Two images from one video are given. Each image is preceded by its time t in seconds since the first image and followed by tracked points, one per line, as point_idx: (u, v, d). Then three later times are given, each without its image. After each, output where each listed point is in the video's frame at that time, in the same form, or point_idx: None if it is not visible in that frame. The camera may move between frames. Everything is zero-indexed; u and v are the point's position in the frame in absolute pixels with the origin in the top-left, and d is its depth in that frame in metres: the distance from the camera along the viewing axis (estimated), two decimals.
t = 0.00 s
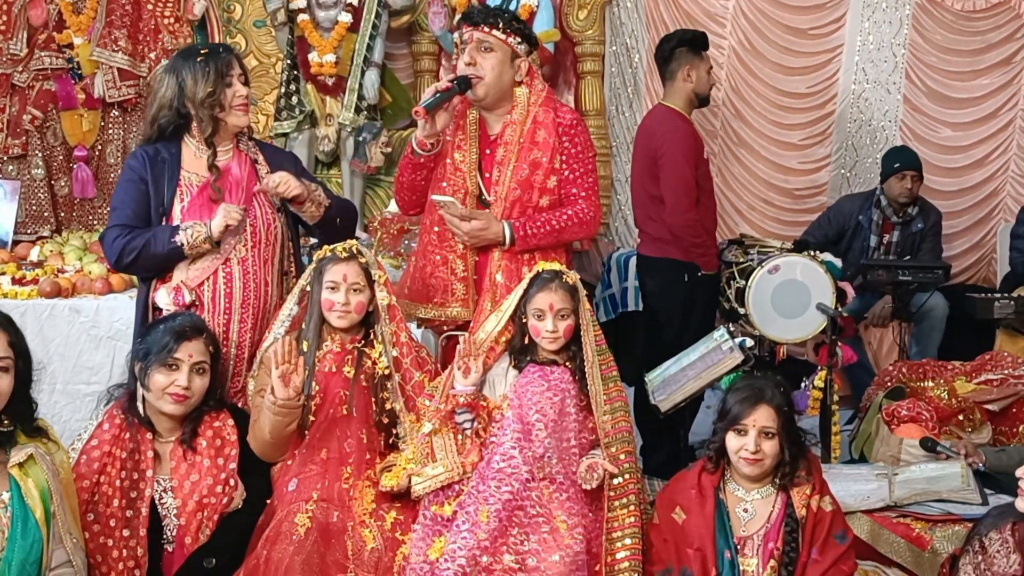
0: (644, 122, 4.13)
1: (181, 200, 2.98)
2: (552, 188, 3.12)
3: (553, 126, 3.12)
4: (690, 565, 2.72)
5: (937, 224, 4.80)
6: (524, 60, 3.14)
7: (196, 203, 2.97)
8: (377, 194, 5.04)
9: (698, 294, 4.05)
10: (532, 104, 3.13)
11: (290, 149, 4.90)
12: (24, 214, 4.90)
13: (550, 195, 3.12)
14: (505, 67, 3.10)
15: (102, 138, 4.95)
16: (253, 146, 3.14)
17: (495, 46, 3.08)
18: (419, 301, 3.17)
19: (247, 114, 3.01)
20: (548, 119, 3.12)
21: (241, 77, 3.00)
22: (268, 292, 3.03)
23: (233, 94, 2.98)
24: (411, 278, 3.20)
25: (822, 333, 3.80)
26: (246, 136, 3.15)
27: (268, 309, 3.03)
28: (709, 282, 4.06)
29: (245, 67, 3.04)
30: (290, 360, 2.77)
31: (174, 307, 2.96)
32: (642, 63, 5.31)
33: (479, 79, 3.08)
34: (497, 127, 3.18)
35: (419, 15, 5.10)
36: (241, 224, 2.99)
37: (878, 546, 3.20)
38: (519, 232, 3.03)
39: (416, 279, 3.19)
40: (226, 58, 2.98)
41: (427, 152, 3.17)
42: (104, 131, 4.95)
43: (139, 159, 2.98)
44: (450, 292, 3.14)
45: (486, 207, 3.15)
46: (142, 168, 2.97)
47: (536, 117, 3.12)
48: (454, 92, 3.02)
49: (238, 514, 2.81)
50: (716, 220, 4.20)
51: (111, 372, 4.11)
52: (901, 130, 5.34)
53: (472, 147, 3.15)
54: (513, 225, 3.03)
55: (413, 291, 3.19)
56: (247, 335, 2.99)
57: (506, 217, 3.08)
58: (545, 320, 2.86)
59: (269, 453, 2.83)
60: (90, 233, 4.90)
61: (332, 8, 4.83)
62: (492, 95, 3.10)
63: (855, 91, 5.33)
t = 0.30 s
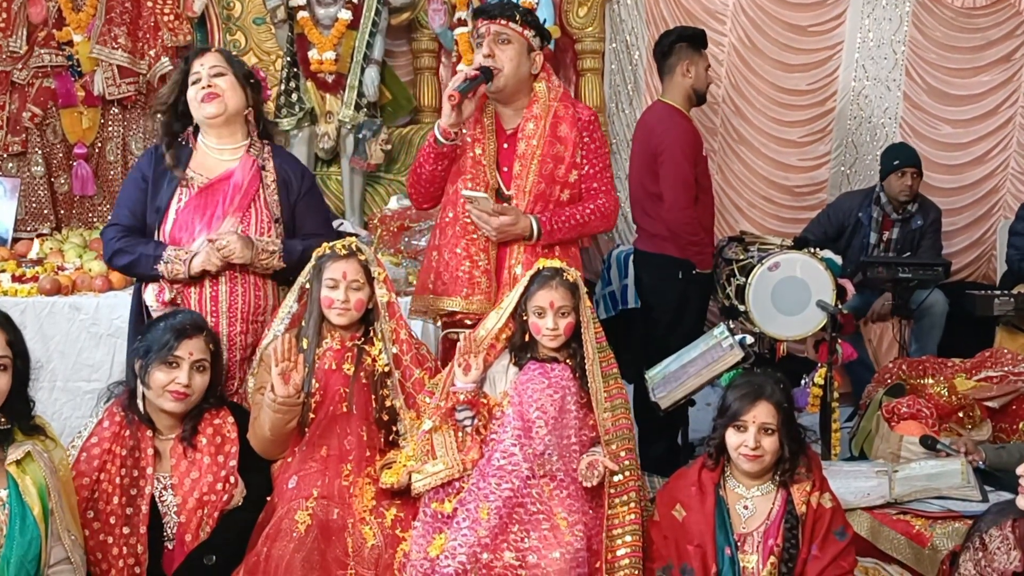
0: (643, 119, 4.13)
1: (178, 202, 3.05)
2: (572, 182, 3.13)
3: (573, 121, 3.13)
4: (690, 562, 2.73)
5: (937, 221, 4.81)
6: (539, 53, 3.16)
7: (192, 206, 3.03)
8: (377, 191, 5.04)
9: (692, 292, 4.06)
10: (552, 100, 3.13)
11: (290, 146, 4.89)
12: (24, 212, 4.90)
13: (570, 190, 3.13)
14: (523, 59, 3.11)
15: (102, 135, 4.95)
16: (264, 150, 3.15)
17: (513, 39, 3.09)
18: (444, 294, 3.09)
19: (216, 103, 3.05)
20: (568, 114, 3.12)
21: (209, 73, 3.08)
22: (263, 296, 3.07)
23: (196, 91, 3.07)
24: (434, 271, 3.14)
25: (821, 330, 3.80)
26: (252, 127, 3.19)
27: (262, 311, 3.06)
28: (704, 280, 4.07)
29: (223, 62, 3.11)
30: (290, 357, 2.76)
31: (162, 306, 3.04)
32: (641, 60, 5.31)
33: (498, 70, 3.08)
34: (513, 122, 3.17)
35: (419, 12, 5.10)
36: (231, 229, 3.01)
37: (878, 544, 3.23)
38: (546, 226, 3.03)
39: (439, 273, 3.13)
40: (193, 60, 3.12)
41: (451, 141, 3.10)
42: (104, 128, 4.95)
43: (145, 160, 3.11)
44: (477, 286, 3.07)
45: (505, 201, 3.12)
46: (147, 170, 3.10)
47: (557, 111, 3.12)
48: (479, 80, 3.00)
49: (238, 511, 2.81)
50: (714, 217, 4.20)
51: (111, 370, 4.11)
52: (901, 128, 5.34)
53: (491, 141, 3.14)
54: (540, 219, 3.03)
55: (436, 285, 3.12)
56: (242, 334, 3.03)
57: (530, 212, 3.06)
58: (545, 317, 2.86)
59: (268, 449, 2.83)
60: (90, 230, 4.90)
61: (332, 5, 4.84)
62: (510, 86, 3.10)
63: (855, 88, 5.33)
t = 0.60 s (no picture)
0: (642, 116, 4.13)
1: (174, 197, 3.11)
2: (583, 179, 3.14)
3: (583, 118, 3.13)
4: (690, 559, 2.73)
5: (936, 219, 4.82)
6: (546, 51, 3.14)
7: (184, 202, 3.08)
8: (376, 188, 5.03)
9: (690, 290, 4.06)
10: (562, 96, 3.12)
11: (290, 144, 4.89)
12: (24, 209, 4.89)
13: (581, 186, 3.13)
14: (529, 56, 3.09)
15: (102, 133, 4.95)
16: (267, 150, 3.15)
17: (519, 36, 3.07)
18: (458, 290, 3.06)
19: (224, 109, 3.09)
20: (578, 111, 3.12)
21: (222, 76, 3.11)
22: (249, 293, 3.06)
23: (208, 92, 3.10)
24: (447, 269, 3.10)
25: (821, 328, 3.80)
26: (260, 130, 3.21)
27: (249, 307, 3.06)
28: (702, 277, 4.07)
29: (237, 66, 3.14)
30: (289, 355, 2.77)
31: (152, 299, 3.08)
32: (641, 57, 5.31)
33: (504, 68, 3.07)
34: (521, 118, 3.17)
35: (419, 9, 5.10)
36: (216, 225, 3.04)
37: (877, 541, 3.23)
38: (559, 223, 3.03)
39: (453, 270, 3.09)
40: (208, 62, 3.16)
41: (461, 138, 3.08)
42: (103, 126, 4.95)
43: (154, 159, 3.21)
44: (491, 283, 3.05)
45: (516, 197, 3.11)
46: (155, 167, 3.20)
47: (567, 108, 3.11)
48: (488, 76, 3.01)
49: (238, 509, 2.81)
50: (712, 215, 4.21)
51: (111, 368, 4.11)
52: (901, 126, 5.34)
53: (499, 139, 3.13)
54: (553, 216, 3.03)
55: (449, 283, 3.09)
56: (236, 330, 3.05)
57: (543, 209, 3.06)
58: (545, 315, 2.85)
59: (268, 447, 2.84)
60: (90, 228, 4.90)
61: (331, 3, 4.84)
62: (517, 84, 3.09)
63: (854, 86, 5.33)
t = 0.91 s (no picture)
0: (638, 116, 4.13)
1: (175, 187, 3.15)
2: (583, 177, 3.13)
3: (583, 117, 3.12)
4: (684, 558, 2.73)
5: (931, 220, 4.81)
6: (546, 49, 3.15)
7: (182, 190, 3.12)
8: (372, 186, 5.02)
9: (686, 289, 4.06)
10: (563, 95, 3.12)
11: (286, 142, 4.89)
12: (19, 206, 4.86)
13: (581, 185, 3.13)
14: (529, 54, 3.10)
15: (97, 129, 4.94)
16: (265, 140, 3.16)
17: (519, 33, 3.09)
18: (460, 290, 3.06)
19: (234, 107, 3.11)
20: (579, 109, 3.12)
21: (232, 72, 3.12)
22: (235, 282, 3.05)
23: (218, 88, 3.11)
24: (451, 268, 3.11)
25: (816, 328, 3.80)
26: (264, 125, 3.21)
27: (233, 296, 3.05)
28: (698, 277, 4.08)
29: (247, 62, 3.14)
30: (284, 353, 2.74)
31: (149, 284, 3.11)
32: (638, 57, 5.31)
33: (504, 66, 3.07)
34: (522, 117, 3.15)
35: (416, 7, 5.09)
36: (208, 212, 3.06)
37: (870, 542, 3.22)
38: (560, 221, 3.02)
39: (456, 269, 3.09)
40: (217, 55, 3.15)
41: (462, 136, 3.08)
42: (99, 122, 4.94)
43: (165, 151, 3.25)
44: (493, 281, 3.05)
45: (517, 196, 3.11)
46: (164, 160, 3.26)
47: (568, 107, 3.11)
48: (488, 75, 3.00)
49: (232, 506, 2.81)
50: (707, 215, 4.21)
51: (105, 364, 4.10)
52: (896, 126, 5.34)
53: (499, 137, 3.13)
54: (554, 214, 3.02)
55: (452, 283, 3.09)
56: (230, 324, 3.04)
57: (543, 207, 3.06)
58: (541, 314, 2.85)
59: (263, 445, 2.84)
60: (84, 224, 4.89)
61: (327, 1, 4.84)
62: (518, 82, 3.09)
63: (850, 86, 5.34)
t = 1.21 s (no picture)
0: (628, 117, 4.12)
1: (181, 181, 3.18)
2: (580, 177, 3.13)
3: (581, 117, 3.12)
4: (676, 557, 2.74)
5: (922, 220, 4.84)
6: (546, 50, 3.15)
7: (188, 182, 3.15)
8: (364, 186, 5.05)
9: (679, 288, 4.08)
10: (560, 95, 3.12)
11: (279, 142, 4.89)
12: (9, 205, 4.80)
13: (577, 185, 3.13)
14: (531, 55, 3.11)
15: (88, 129, 4.92)
16: (268, 132, 3.15)
17: (522, 34, 3.09)
18: (453, 287, 3.06)
19: (242, 108, 3.11)
20: (576, 110, 3.12)
21: (242, 74, 3.11)
22: (235, 271, 3.06)
23: (226, 88, 3.11)
24: (446, 266, 3.09)
25: (808, 328, 3.81)
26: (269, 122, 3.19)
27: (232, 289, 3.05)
28: (691, 277, 4.10)
29: (256, 64, 3.14)
30: (276, 353, 2.76)
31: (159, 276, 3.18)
32: (629, 57, 5.32)
33: (505, 66, 3.08)
34: (519, 117, 3.16)
35: (407, 7, 5.10)
36: (209, 202, 3.09)
37: (862, 540, 3.26)
38: (557, 220, 3.03)
39: (450, 266, 3.08)
40: (228, 55, 3.13)
41: (460, 134, 3.07)
42: (90, 122, 4.92)
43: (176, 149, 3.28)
44: (487, 279, 3.05)
45: (513, 195, 3.11)
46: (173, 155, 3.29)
47: (565, 107, 3.11)
48: (488, 73, 3.00)
49: (224, 507, 2.81)
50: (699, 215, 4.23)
51: (96, 364, 4.10)
52: (887, 127, 5.36)
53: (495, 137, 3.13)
54: (550, 213, 3.03)
55: (446, 281, 3.08)
56: (219, 323, 3.02)
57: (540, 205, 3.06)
58: (533, 314, 2.86)
59: (254, 446, 2.84)
60: (76, 224, 4.86)
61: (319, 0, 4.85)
62: (518, 82, 3.10)
63: (841, 87, 5.35)
